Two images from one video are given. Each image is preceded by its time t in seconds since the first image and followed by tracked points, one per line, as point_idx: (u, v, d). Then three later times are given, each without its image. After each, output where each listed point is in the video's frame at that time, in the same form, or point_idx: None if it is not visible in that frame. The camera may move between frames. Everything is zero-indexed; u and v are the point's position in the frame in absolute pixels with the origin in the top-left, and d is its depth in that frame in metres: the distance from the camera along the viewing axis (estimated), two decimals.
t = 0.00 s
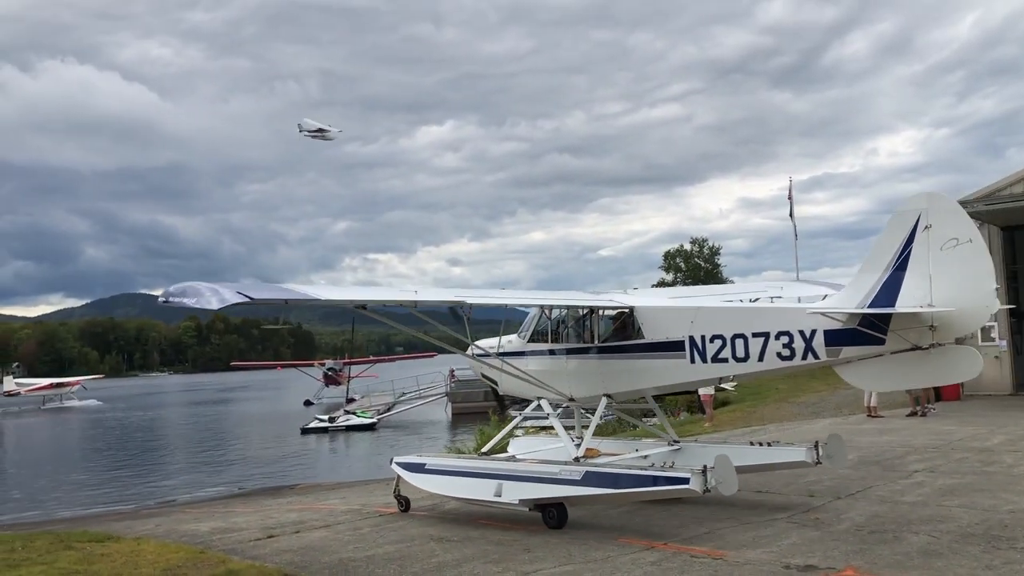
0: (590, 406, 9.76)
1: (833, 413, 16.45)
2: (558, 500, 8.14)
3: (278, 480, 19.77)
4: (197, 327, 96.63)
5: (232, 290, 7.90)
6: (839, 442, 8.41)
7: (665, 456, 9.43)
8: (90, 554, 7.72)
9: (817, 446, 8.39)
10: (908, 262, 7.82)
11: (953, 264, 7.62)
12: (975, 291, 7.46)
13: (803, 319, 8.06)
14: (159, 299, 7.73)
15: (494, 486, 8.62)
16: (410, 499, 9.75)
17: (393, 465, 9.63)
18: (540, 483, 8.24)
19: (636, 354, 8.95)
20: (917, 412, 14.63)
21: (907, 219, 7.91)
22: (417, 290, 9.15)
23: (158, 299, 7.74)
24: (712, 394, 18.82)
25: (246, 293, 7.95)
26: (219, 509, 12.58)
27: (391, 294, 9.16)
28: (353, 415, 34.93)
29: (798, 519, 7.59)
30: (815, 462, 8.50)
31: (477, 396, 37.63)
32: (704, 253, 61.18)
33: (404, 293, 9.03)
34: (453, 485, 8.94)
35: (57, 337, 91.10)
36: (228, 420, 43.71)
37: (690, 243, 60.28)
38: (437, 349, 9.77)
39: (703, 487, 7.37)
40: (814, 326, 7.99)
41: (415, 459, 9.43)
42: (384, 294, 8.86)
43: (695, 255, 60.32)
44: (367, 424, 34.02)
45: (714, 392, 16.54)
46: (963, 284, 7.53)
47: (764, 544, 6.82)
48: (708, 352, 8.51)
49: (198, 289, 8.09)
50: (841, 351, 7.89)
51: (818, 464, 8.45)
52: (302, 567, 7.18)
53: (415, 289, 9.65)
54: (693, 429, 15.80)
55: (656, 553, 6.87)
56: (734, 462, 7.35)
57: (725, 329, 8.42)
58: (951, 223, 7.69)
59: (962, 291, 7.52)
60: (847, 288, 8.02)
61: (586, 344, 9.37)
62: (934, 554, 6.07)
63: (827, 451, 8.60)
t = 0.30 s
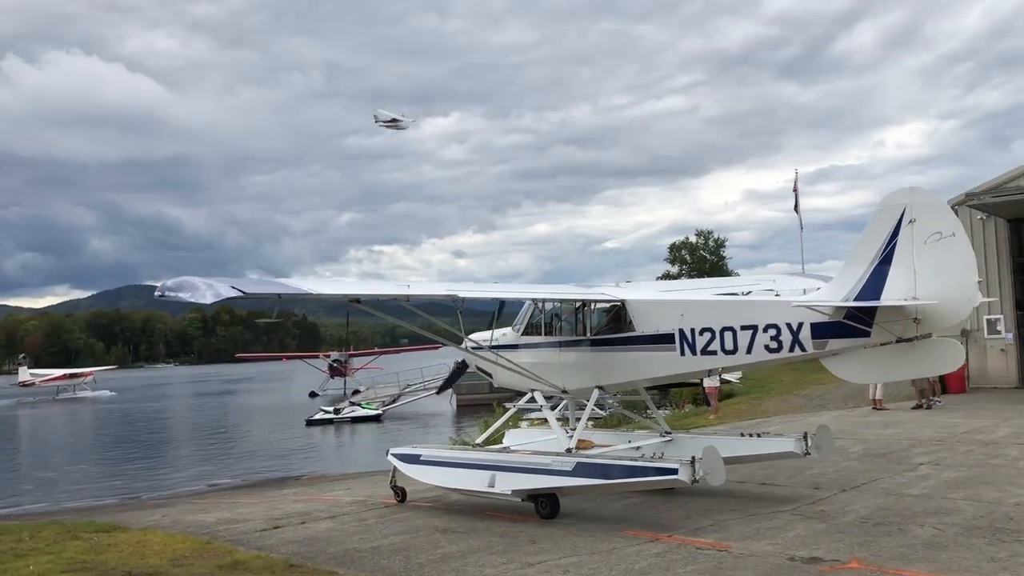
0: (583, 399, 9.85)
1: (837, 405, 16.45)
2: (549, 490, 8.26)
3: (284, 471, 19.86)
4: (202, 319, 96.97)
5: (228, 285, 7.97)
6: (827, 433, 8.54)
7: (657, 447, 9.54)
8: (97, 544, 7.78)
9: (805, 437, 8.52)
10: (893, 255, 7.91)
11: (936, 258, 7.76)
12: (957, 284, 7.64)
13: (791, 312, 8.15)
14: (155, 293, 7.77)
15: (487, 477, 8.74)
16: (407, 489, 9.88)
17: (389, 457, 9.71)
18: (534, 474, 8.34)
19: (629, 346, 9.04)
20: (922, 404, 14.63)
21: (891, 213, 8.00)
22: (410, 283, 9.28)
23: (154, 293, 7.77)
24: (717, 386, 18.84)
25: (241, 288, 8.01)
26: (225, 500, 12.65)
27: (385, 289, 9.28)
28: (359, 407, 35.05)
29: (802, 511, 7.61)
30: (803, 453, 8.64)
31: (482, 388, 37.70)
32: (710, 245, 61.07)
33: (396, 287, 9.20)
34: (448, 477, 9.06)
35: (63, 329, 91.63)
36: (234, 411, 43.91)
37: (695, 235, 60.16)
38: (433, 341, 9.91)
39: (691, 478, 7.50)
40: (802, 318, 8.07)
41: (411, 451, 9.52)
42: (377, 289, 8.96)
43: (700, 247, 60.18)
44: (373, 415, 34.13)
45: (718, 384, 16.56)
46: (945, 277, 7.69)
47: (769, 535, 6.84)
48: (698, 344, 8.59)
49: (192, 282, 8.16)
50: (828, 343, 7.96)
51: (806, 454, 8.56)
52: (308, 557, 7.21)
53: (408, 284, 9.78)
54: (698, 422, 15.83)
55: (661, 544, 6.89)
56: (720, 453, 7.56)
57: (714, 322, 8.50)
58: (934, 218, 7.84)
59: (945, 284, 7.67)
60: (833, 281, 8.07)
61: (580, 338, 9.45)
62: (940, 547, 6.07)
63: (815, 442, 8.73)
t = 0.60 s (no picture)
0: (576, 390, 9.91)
1: (841, 397, 16.43)
2: (543, 479, 8.36)
3: (288, 461, 19.92)
4: (207, 309, 97.14)
5: (223, 278, 7.97)
6: (817, 423, 8.63)
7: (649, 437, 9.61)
8: (102, 534, 7.81)
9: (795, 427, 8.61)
10: (879, 248, 8.02)
11: (922, 251, 7.86)
12: (943, 277, 7.73)
13: (780, 304, 8.26)
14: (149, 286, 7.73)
15: (482, 467, 8.86)
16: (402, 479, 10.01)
17: (386, 447, 9.80)
18: (528, 464, 8.42)
19: (621, 338, 9.13)
20: (925, 396, 14.62)
21: (878, 207, 8.10)
22: (403, 276, 9.32)
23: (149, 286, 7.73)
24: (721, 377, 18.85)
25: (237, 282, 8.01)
26: (230, 490, 12.70)
27: (378, 281, 9.30)
28: (362, 398, 35.16)
29: (806, 502, 7.62)
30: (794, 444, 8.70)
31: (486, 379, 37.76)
32: (714, 236, 60.91)
33: (389, 280, 9.23)
34: (443, 466, 9.17)
35: (68, 320, 91.94)
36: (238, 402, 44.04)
37: (700, 226, 60.01)
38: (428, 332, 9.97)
39: (680, 468, 7.62)
40: (790, 310, 8.17)
41: (407, 441, 9.60)
42: (371, 282, 8.99)
43: (705, 238, 60.01)
44: (377, 406, 34.23)
45: (722, 375, 16.56)
46: (931, 270, 7.78)
47: (772, 526, 6.85)
48: (688, 336, 8.70)
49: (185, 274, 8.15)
50: (816, 335, 8.07)
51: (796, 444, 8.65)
52: (312, 547, 7.25)
53: (403, 276, 9.80)
54: (700, 413, 15.85)
55: (664, 535, 6.92)
56: (709, 443, 7.67)
57: (704, 314, 8.61)
58: (920, 212, 7.93)
59: (930, 277, 7.77)
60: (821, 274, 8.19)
61: (573, 329, 9.51)
62: (943, 538, 6.08)
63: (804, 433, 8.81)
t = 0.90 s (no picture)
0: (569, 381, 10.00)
1: (844, 388, 16.43)
2: (536, 469, 8.46)
3: (293, 450, 20.02)
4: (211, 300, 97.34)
5: (217, 271, 8.05)
6: (807, 414, 8.68)
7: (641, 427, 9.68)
8: (107, 523, 7.85)
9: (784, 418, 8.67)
10: (866, 242, 8.07)
11: (909, 244, 7.91)
12: (928, 270, 7.80)
13: (768, 297, 8.32)
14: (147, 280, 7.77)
15: (475, 456, 8.96)
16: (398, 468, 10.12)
17: (381, 436, 9.91)
18: (527, 455, 8.46)
19: (612, 330, 9.21)
20: (929, 387, 14.61)
21: (864, 201, 8.15)
22: (396, 268, 9.38)
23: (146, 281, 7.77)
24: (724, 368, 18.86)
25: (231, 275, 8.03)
26: (234, 479, 12.76)
27: (373, 273, 9.34)
28: (366, 388, 35.27)
29: (808, 493, 7.64)
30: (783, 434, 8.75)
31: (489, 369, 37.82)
32: (717, 227, 60.79)
33: (382, 272, 9.28)
34: (437, 455, 9.27)
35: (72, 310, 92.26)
36: (242, 391, 44.18)
37: (703, 217, 59.91)
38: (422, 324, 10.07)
39: (670, 458, 7.70)
40: (779, 303, 8.23)
41: (402, 431, 9.71)
42: (364, 274, 9.03)
43: (708, 229, 59.92)
44: (380, 396, 34.33)
45: (725, 365, 16.55)
46: (917, 264, 7.84)
47: (774, 516, 6.87)
48: (679, 328, 8.76)
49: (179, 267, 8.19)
50: (804, 327, 8.14)
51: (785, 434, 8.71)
52: (316, 536, 7.27)
53: (396, 267, 9.85)
54: (702, 404, 15.88)
55: (666, 525, 6.93)
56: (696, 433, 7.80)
57: (695, 306, 8.67)
58: (907, 206, 7.97)
59: (916, 270, 7.84)
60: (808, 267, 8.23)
61: (566, 321, 9.58)
62: (946, 529, 6.09)
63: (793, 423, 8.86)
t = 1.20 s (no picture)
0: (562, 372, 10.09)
1: (847, 379, 16.42)
2: (529, 459, 8.58)
3: (297, 441, 20.09)
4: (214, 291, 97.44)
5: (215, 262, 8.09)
6: (797, 405, 8.71)
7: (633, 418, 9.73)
8: (111, 512, 7.88)
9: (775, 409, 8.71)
10: (854, 234, 8.19)
11: (896, 237, 8.02)
12: (915, 263, 7.90)
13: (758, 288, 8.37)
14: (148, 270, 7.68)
15: (469, 447, 9.07)
16: (394, 459, 10.20)
17: (376, 426, 10.02)
18: (528, 446, 8.48)
19: (605, 322, 9.33)
20: (932, 378, 14.57)
21: (853, 194, 8.27)
22: (390, 261, 9.40)
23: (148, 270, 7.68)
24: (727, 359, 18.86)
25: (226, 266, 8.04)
26: (238, 469, 12.79)
27: (368, 265, 9.36)
28: (369, 378, 35.34)
29: (810, 484, 7.64)
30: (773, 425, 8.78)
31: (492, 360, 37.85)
32: (721, 219, 60.65)
33: (377, 264, 9.30)
34: (432, 445, 9.38)
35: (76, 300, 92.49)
36: (246, 382, 44.30)
37: (707, 208, 59.76)
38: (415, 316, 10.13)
39: (660, 447, 7.72)
40: (768, 295, 8.27)
41: (397, 421, 9.83)
42: (359, 266, 9.04)
43: (712, 221, 59.78)
44: (383, 386, 34.42)
45: (728, 357, 16.53)
46: (904, 256, 7.95)
47: (777, 507, 6.88)
48: (670, 319, 8.83)
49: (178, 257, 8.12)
50: (793, 319, 8.21)
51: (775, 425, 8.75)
52: (319, 526, 7.30)
53: (391, 259, 9.93)
54: (704, 395, 15.88)
55: (668, 515, 6.94)
56: (687, 423, 7.78)
57: (685, 298, 8.73)
58: (894, 199, 8.08)
59: (903, 262, 7.95)
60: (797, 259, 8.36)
61: (559, 313, 9.68)
62: (949, 520, 6.09)
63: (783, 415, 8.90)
